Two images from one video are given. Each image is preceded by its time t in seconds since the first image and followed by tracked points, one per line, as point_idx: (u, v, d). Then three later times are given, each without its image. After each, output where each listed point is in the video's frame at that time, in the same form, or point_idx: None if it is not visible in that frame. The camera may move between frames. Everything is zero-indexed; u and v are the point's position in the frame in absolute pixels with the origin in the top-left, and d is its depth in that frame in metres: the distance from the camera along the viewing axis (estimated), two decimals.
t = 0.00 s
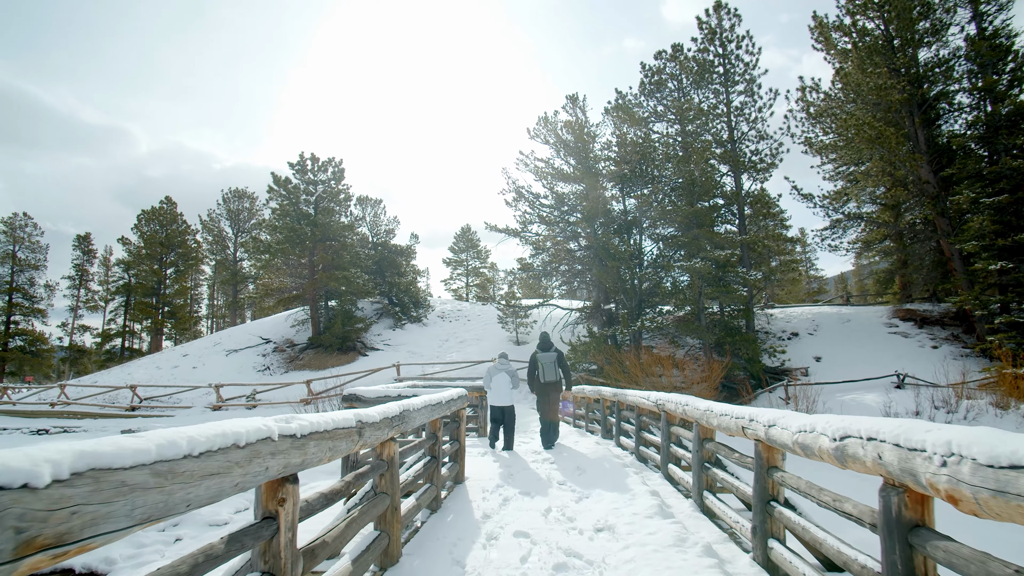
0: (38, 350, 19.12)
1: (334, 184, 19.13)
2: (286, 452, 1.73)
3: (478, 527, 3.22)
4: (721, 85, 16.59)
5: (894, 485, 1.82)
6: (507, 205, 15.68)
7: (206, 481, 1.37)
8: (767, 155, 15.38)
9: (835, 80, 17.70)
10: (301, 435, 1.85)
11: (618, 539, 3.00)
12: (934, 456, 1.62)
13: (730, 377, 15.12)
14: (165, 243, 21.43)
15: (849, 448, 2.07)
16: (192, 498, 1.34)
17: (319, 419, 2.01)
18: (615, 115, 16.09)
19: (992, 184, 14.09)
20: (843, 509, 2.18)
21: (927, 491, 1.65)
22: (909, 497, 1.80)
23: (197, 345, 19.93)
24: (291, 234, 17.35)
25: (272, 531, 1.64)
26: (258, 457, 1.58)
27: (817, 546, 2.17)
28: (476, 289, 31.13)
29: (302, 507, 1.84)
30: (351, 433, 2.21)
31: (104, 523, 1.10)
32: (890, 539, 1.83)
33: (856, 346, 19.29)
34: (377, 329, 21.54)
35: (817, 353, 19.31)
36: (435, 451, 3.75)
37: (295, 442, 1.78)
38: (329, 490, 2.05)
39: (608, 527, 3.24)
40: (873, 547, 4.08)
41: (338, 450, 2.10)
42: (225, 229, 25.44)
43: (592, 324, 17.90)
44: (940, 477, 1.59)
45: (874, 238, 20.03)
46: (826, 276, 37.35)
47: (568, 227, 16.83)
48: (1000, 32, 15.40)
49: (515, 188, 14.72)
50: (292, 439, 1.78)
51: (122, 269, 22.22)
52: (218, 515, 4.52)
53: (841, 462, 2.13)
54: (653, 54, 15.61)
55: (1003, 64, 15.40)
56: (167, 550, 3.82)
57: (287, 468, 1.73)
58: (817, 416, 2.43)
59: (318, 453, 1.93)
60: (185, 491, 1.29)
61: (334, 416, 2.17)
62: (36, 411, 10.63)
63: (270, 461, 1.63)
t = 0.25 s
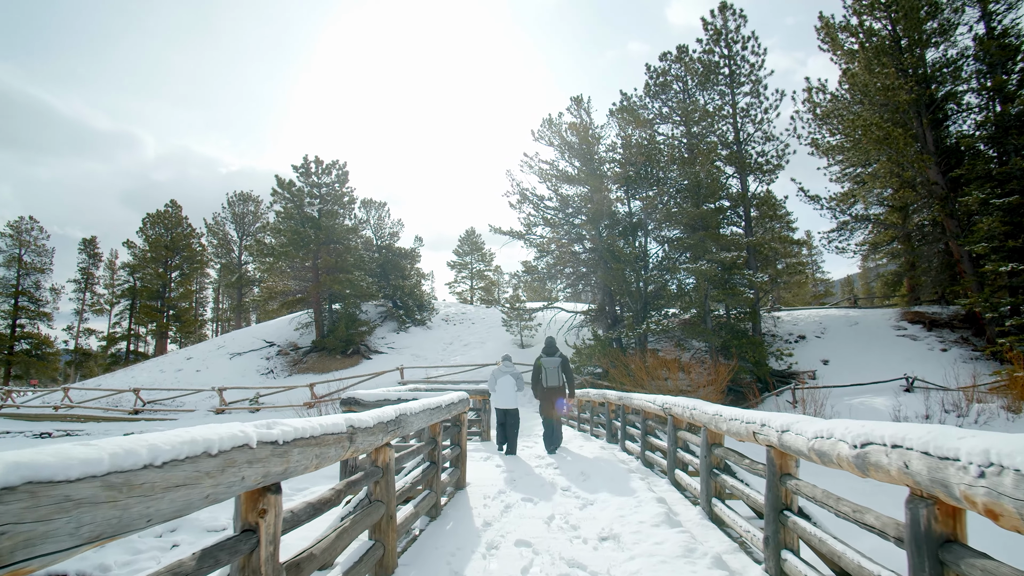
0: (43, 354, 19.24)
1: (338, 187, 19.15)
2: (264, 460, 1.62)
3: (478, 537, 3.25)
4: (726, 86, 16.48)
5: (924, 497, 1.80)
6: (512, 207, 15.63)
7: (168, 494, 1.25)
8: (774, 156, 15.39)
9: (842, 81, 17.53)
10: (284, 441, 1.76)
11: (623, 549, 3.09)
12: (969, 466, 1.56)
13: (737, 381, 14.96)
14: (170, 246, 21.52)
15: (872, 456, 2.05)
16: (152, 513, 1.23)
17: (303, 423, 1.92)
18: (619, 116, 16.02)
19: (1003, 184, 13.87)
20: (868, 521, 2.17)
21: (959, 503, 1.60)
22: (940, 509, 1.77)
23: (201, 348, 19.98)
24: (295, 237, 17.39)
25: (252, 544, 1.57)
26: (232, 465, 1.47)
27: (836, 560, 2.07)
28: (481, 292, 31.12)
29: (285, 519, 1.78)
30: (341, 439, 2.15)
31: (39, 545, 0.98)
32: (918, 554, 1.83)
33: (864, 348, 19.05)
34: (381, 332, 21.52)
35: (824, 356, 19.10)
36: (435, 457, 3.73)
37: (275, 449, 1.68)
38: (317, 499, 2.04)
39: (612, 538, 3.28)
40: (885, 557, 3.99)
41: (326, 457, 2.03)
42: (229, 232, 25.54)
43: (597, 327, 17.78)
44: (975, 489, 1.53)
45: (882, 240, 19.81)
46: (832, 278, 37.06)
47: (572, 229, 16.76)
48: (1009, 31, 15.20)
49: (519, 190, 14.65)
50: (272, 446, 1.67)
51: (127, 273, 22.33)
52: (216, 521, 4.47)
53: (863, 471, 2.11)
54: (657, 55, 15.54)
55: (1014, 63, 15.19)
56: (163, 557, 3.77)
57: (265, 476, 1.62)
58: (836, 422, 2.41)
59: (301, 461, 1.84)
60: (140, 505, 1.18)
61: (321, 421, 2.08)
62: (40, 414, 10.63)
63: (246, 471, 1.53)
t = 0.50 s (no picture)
0: (50, 356, 19.32)
1: (343, 189, 19.15)
2: (240, 470, 1.50)
3: (478, 546, 3.22)
4: (732, 86, 16.35)
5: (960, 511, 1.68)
6: (517, 208, 15.56)
7: (121, 508, 1.13)
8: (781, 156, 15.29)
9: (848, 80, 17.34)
10: (263, 449, 1.64)
11: (630, 559, 3.05)
12: (1013, 478, 1.44)
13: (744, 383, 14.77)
14: (176, 249, 21.60)
15: (898, 464, 1.95)
16: (104, 531, 1.10)
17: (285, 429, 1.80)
18: (624, 117, 15.93)
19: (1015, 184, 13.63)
20: (894, 536, 2.07)
21: (1002, 517, 1.49)
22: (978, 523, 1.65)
23: (206, 351, 19.99)
24: (300, 239, 17.41)
25: (225, 558, 1.48)
26: (202, 475, 1.35)
27: (859, 575, 2.09)
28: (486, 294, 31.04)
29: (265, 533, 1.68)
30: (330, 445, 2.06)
31: None
32: (953, 567, 1.71)
33: (873, 350, 18.79)
34: (386, 334, 21.46)
35: (833, 358, 18.84)
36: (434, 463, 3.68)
37: (253, 457, 1.56)
38: (302, 509, 1.96)
39: (620, 547, 3.25)
40: (903, 566, 3.86)
41: (312, 465, 1.92)
42: (235, 235, 25.63)
43: (602, 329, 17.65)
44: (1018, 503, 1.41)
45: (891, 241, 19.56)
46: (839, 280, 36.72)
47: (577, 230, 16.66)
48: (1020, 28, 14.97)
49: (524, 192, 14.56)
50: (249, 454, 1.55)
51: (133, 276, 22.43)
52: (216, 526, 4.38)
53: (888, 481, 2.01)
54: (663, 55, 15.45)
55: None
56: (160, 563, 3.66)
57: (241, 487, 1.50)
58: (857, 427, 2.33)
59: (283, 470, 1.72)
60: (92, 523, 1.06)
61: (307, 426, 1.97)
62: (44, 417, 10.61)
63: (220, 481, 1.41)
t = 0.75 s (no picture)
0: (60, 362, 19.45)
1: (350, 195, 19.19)
2: (212, 487, 1.37)
3: (481, 561, 3.13)
4: (741, 90, 16.20)
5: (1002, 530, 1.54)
6: (524, 213, 15.50)
7: (69, 533, 1.01)
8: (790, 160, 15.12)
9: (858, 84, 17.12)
10: (243, 463, 1.52)
11: None
12: None
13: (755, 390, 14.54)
14: (185, 255, 21.74)
15: (931, 481, 1.82)
16: (46, 561, 0.97)
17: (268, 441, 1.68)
18: (632, 121, 15.84)
19: None
20: (924, 558, 1.93)
21: None
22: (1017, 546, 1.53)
23: (214, 357, 20.04)
24: (307, 245, 17.44)
25: None
26: (167, 494, 1.22)
27: None
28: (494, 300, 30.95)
29: (244, 554, 1.57)
30: (320, 458, 1.94)
31: None
32: None
33: (886, 356, 18.45)
34: (393, 340, 21.41)
35: (845, 364, 18.51)
36: (436, 472, 3.57)
37: (230, 473, 1.44)
38: (290, 526, 1.86)
39: (629, 564, 3.15)
40: None
41: (299, 480, 1.81)
42: (244, 241, 25.79)
43: (611, 335, 17.49)
44: None
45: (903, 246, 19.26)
46: (850, 285, 36.24)
47: (585, 235, 16.56)
48: None
49: (531, 197, 14.50)
50: (224, 469, 1.43)
51: (143, 282, 22.58)
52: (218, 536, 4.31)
53: (919, 498, 1.89)
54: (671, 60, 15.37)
55: None
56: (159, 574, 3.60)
57: (215, 506, 1.38)
58: (884, 439, 2.22)
59: (265, 486, 1.60)
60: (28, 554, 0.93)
61: (295, 437, 1.86)
62: (52, 423, 10.64)
63: (188, 501, 1.28)
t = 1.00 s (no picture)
0: (69, 364, 19.57)
1: (356, 197, 19.19)
2: (180, 499, 1.27)
3: (483, 570, 3.02)
4: (750, 89, 16.02)
5: None
6: (531, 214, 15.42)
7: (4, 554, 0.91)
8: (799, 161, 14.83)
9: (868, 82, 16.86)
10: (217, 473, 1.41)
11: None
12: None
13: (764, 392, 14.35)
14: (193, 258, 21.84)
15: (966, 493, 1.70)
16: None
17: (246, 448, 1.58)
18: (640, 121, 15.70)
19: None
20: None
21: None
22: None
23: (220, 359, 20.08)
24: (313, 247, 17.46)
25: None
26: (126, 509, 1.13)
27: None
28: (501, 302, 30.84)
29: (223, 567, 1.48)
30: (306, 466, 1.84)
31: None
32: None
33: (898, 358, 18.17)
34: (400, 342, 21.38)
35: (856, 365, 18.24)
36: (438, 478, 3.47)
37: (202, 485, 1.33)
38: (275, 538, 1.77)
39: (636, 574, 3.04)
40: None
41: (281, 490, 1.71)
42: (252, 244, 25.90)
43: (618, 336, 17.35)
44: None
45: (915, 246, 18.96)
46: (860, 286, 35.83)
47: (593, 236, 16.44)
48: None
49: (538, 197, 14.41)
50: (195, 479, 1.32)
51: (151, 284, 22.70)
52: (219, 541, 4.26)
53: (950, 511, 1.77)
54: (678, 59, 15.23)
55: None
56: None
57: (184, 519, 1.28)
58: (911, 447, 2.10)
59: (242, 498, 1.49)
60: None
61: (277, 444, 1.75)
62: (60, 425, 10.66)
63: (151, 515, 1.19)
